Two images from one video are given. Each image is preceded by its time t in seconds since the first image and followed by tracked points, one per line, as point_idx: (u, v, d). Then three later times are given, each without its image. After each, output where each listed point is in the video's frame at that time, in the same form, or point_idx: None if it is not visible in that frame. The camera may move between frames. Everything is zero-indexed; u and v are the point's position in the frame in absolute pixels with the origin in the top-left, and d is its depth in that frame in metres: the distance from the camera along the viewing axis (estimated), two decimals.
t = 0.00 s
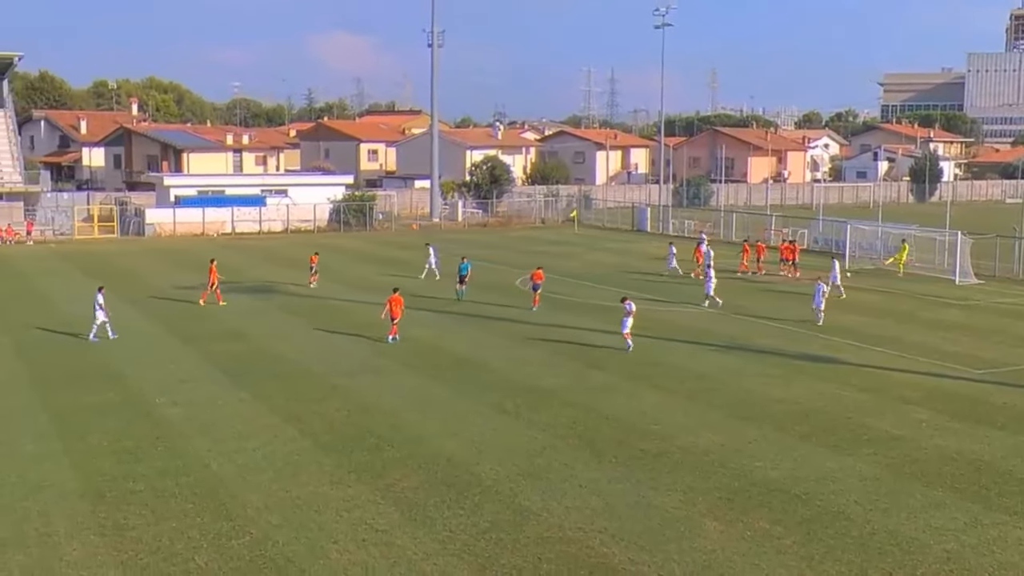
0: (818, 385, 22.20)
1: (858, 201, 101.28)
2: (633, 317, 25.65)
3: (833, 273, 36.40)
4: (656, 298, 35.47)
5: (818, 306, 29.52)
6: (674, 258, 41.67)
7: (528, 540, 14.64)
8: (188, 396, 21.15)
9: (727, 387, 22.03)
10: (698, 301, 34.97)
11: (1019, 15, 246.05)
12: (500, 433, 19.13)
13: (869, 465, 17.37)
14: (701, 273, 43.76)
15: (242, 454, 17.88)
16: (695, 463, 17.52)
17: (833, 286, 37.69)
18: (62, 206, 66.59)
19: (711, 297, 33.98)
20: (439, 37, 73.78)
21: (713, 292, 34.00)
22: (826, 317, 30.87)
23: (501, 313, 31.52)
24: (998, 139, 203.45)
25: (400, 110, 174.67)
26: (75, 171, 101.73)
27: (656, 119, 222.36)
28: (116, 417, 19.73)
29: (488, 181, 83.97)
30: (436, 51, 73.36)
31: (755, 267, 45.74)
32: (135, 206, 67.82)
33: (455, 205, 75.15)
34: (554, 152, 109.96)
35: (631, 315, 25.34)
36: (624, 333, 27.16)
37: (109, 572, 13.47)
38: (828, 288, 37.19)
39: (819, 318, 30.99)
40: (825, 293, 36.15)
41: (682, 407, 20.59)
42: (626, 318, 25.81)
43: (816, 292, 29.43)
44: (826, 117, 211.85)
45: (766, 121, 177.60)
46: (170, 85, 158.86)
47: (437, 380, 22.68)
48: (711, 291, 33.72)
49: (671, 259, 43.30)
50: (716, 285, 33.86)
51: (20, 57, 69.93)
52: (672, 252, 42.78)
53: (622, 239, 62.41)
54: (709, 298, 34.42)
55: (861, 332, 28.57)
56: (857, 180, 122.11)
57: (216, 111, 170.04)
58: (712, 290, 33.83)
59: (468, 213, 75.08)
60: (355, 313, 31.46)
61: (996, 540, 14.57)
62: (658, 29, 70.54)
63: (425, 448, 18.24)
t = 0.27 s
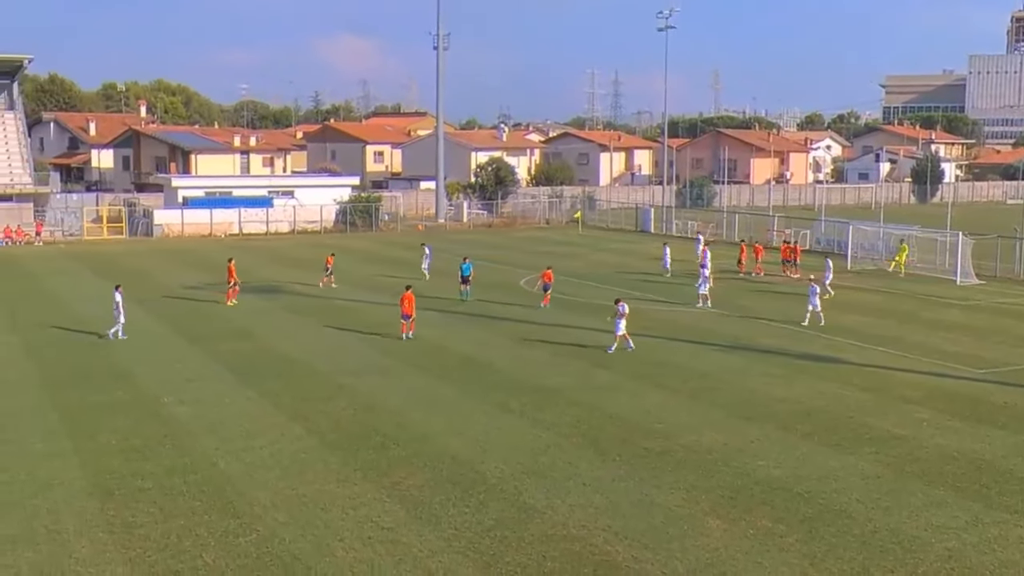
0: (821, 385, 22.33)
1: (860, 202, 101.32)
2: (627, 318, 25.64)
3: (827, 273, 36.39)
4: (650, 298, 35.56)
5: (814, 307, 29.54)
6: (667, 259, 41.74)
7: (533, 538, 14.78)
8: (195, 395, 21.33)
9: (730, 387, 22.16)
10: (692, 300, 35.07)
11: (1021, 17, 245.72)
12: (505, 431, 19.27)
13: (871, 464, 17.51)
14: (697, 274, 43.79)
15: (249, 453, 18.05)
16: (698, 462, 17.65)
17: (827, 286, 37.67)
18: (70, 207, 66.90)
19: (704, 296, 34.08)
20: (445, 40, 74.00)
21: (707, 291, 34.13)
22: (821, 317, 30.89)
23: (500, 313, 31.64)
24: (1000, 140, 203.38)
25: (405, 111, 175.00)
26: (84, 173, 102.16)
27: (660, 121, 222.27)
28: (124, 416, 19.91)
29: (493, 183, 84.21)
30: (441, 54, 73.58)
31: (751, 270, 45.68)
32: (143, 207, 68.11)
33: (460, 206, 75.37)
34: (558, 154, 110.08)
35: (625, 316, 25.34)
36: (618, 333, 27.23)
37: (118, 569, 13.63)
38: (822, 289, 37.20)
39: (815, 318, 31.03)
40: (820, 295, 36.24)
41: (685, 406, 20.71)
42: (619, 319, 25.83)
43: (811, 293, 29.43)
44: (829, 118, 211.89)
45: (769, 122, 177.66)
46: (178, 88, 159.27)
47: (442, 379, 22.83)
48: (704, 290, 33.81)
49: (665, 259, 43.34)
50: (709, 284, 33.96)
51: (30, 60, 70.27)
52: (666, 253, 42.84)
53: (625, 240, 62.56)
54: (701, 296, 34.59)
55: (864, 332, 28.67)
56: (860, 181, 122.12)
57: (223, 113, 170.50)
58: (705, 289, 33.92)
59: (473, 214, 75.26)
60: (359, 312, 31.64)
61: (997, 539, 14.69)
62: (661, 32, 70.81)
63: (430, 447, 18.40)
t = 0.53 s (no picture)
0: (822, 384, 22.44)
1: (860, 203, 101.28)
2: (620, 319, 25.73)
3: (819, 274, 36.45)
4: (643, 298, 35.72)
5: (806, 309, 29.61)
6: (660, 259, 41.75)
7: (535, 536, 14.91)
8: (201, 395, 21.49)
9: (731, 386, 22.28)
10: (685, 301, 35.22)
11: (1021, 18, 245.66)
12: (508, 431, 19.41)
13: (871, 463, 17.63)
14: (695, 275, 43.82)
15: (254, 452, 18.20)
16: (699, 461, 17.79)
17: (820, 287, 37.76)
18: (77, 209, 67.16)
19: (696, 296, 34.24)
20: (448, 43, 74.17)
21: (699, 290, 34.29)
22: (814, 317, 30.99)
23: (496, 313, 31.79)
24: (999, 141, 203.33)
25: (409, 114, 175.39)
26: (91, 175, 102.45)
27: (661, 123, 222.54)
28: (131, 415, 20.07)
29: (496, 184, 84.44)
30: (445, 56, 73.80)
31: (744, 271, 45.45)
32: (149, 208, 68.39)
33: (463, 207, 75.52)
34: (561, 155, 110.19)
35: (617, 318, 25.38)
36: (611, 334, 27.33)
37: (125, 566, 13.77)
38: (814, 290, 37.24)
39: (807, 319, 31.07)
40: (811, 295, 36.31)
41: (687, 406, 20.84)
42: (612, 319, 25.91)
43: (804, 293, 29.51)
44: (830, 120, 212.06)
45: (770, 124, 177.79)
46: (184, 90, 159.63)
47: (445, 379, 22.96)
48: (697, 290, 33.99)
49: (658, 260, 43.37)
50: (702, 285, 34.13)
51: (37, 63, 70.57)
52: (660, 254, 42.83)
53: (627, 240, 62.73)
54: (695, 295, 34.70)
55: (865, 332, 28.77)
56: (860, 183, 122.18)
57: (228, 115, 170.88)
58: (698, 289, 34.09)
59: (476, 215, 75.45)
60: (363, 313, 31.79)
61: (997, 537, 14.78)
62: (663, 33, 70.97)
63: (433, 446, 18.54)
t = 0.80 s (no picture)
0: (822, 384, 22.53)
1: (859, 203, 101.32)
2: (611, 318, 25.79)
3: (811, 274, 36.48)
4: (636, 298, 35.83)
5: (798, 309, 29.61)
6: (652, 259, 41.80)
7: (537, 535, 15.02)
8: (205, 394, 21.60)
9: (732, 386, 22.38)
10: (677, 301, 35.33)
11: (1021, 19, 245.75)
12: (509, 430, 19.52)
13: (870, 461, 17.74)
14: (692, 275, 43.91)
15: (258, 451, 18.31)
16: (700, 460, 17.90)
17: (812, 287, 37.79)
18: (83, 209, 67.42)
19: (688, 296, 34.34)
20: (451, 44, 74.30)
21: (691, 291, 34.39)
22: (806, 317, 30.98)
23: (490, 313, 31.89)
24: (998, 143, 203.48)
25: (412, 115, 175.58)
26: (95, 175, 102.73)
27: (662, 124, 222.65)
28: (135, 414, 20.21)
29: (498, 184, 84.53)
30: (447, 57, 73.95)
31: (743, 271, 45.55)
32: (153, 208, 68.62)
33: (465, 207, 75.70)
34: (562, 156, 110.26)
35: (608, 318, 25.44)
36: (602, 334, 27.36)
37: (129, 564, 13.89)
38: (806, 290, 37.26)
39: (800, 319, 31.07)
40: (803, 295, 36.36)
41: (688, 405, 20.93)
42: (603, 319, 25.95)
43: (796, 294, 29.50)
44: (830, 121, 212.14)
45: (770, 125, 177.90)
46: (188, 91, 159.92)
47: (447, 379, 23.06)
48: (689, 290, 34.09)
49: (651, 260, 43.41)
50: (694, 284, 34.23)
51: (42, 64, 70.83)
52: (653, 254, 42.83)
53: (627, 241, 62.85)
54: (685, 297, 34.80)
55: (865, 331, 28.85)
56: (860, 183, 122.27)
57: (232, 116, 171.14)
58: (689, 288, 34.19)
59: (479, 216, 75.58)
60: (366, 312, 31.92)
61: (995, 535, 14.87)
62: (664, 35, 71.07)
63: (435, 445, 18.66)
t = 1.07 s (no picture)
0: (822, 384, 22.61)
1: (858, 204, 101.47)
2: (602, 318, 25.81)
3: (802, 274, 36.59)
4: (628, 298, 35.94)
5: (789, 309, 29.57)
6: (643, 260, 41.87)
7: (538, 533, 15.11)
8: (208, 394, 21.70)
9: (732, 386, 22.46)
10: (667, 301, 35.48)
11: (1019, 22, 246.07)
12: (511, 429, 19.63)
13: (870, 461, 17.83)
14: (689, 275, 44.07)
15: (260, 450, 18.43)
16: (699, 459, 18.01)
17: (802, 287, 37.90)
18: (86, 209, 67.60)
19: (679, 296, 34.45)
20: (452, 46, 74.44)
21: (681, 291, 34.47)
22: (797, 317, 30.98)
23: (486, 313, 31.98)
24: (996, 144, 203.87)
25: (414, 116, 175.68)
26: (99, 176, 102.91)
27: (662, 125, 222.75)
28: (138, 413, 20.30)
29: (499, 185, 84.66)
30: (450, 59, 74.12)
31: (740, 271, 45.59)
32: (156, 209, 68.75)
33: (467, 208, 75.87)
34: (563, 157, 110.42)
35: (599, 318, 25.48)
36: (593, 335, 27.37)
37: (133, 562, 13.98)
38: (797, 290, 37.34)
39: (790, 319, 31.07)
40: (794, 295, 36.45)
41: (688, 405, 21.03)
42: (594, 319, 25.99)
43: (787, 294, 29.47)
44: (829, 123, 212.29)
45: (770, 127, 178.03)
46: (191, 92, 160.08)
47: (449, 379, 23.14)
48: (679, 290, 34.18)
49: (643, 261, 43.47)
50: (684, 285, 34.31)
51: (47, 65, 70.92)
52: (643, 254, 42.87)
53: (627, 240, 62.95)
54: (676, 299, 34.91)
55: (865, 332, 28.92)
56: (859, 184, 122.47)
57: (235, 117, 171.28)
58: (679, 289, 34.28)
59: (480, 216, 75.66)
60: (367, 312, 32.02)
61: (994, 535, 14.95)
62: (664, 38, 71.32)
63: (437, 444, 18.75)
